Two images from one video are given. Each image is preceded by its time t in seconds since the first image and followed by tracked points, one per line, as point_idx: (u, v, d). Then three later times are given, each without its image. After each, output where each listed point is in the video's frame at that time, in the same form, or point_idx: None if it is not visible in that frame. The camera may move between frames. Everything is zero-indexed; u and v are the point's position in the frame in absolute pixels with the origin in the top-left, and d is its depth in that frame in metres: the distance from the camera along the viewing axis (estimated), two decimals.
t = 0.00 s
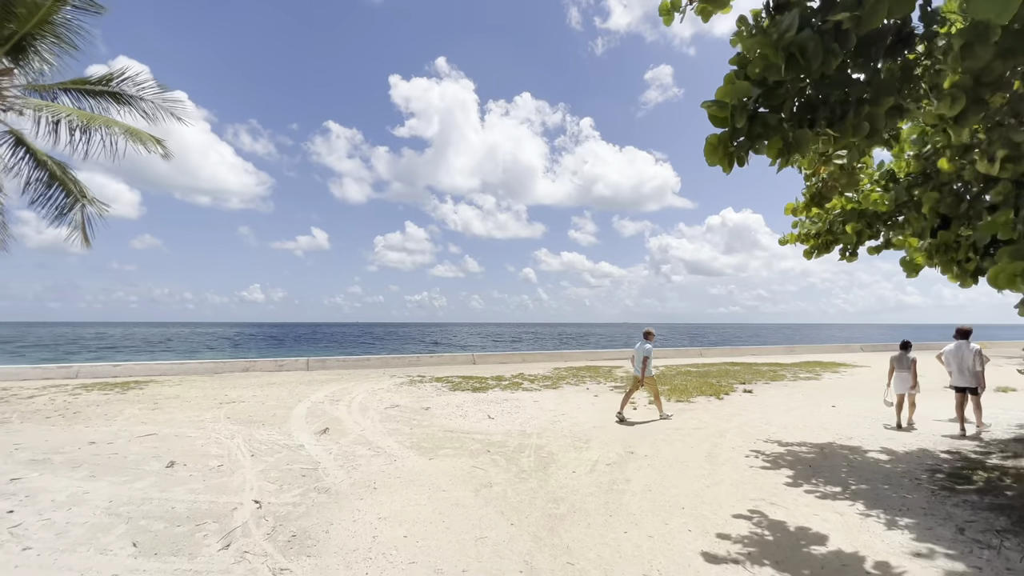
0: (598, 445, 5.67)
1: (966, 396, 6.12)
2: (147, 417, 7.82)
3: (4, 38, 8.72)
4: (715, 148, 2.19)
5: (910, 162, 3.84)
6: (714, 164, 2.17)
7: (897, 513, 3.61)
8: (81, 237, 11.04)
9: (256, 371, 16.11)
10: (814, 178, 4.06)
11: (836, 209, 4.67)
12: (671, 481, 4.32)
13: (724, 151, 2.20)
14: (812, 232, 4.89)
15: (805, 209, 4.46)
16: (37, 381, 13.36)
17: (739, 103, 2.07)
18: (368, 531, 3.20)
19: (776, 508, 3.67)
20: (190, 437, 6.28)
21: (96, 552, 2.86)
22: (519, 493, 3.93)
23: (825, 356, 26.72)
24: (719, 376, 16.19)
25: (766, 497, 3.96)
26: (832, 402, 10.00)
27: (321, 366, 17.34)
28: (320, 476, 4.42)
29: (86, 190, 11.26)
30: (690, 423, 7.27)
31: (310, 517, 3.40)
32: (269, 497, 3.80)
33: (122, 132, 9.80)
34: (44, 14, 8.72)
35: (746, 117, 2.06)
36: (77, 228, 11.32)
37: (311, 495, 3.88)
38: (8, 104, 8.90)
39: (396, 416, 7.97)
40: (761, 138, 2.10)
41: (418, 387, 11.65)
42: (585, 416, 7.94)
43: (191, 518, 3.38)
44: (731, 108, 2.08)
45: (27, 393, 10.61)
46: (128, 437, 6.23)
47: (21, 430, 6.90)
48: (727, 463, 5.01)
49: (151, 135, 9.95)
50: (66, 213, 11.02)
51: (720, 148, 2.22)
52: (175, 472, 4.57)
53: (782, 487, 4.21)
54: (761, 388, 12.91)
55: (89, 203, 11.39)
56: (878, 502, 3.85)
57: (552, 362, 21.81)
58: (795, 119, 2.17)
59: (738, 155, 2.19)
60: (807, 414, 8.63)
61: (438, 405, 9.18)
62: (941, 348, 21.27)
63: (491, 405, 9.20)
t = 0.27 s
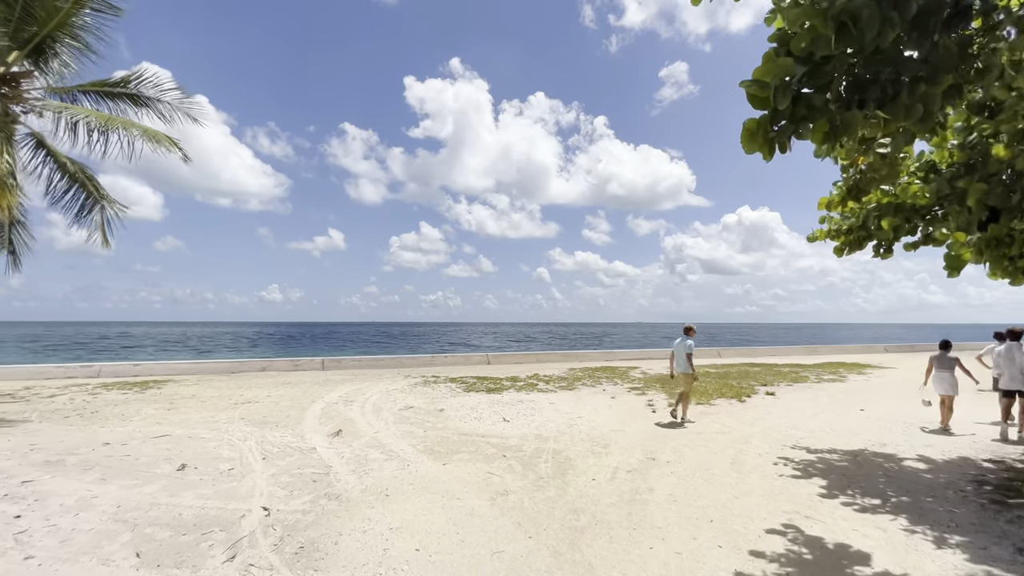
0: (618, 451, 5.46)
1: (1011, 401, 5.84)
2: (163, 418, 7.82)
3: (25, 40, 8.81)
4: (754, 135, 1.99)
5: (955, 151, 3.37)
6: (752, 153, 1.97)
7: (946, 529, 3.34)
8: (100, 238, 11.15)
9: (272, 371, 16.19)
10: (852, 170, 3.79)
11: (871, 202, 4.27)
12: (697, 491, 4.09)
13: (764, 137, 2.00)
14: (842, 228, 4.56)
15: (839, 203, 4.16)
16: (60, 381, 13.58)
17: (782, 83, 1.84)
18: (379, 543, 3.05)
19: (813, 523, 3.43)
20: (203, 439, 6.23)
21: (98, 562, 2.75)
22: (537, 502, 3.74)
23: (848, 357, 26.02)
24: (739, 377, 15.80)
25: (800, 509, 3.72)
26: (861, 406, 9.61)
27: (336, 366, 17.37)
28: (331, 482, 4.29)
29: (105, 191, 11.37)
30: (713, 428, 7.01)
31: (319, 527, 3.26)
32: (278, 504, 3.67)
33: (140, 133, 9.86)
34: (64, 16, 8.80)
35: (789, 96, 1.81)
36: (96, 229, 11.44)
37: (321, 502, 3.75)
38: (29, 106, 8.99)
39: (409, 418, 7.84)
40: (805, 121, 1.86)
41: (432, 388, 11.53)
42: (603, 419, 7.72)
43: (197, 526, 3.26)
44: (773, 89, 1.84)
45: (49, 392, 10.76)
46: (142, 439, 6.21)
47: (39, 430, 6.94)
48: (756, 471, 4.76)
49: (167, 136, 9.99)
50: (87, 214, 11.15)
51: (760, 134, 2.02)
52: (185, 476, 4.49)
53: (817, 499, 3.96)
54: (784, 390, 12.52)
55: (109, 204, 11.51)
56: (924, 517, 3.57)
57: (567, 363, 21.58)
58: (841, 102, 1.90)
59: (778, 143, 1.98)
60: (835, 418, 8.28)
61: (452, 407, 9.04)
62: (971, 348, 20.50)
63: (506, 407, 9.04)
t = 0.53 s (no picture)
0: (640, 455, 5.23)
1: None
2: (180, 416, 7.83)
3: (47, 42, 8.90)
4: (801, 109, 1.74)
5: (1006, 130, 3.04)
6: (800, 128, 1.72)
7: (1006, 546, 3.06)
8: (122, 237, 11.28)
9: (289, 369, 16.27)
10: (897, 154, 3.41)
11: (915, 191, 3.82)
12: (727, 499, 3.85)
13: (814, 109, 1.76)
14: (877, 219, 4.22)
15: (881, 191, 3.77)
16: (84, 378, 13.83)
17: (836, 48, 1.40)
18: (391, 552, 2.89)
19: (857, 536, 3.17)
20: (218, 438, 6.18)
21: (101, 568, 2.65)
22: (557, 509, 3.55)
23: (874, 357, 25.27)
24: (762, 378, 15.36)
25: (841, 521, 3.46)
26: (893, 408, 9.20)
27: (353, 365, 17.41)
28: (343, 484, 4.16)
29: (126, 192, 11.51)
30: (739, 431, 6.72)
31: (330, 534, 3.12)
32: (289, 508, 3.55)
33: (159, 132, 9.93)
34: (85, 17, 8.88)
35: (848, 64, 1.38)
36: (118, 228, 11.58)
37: (333, 506, 3.61)
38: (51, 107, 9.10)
39: (425, 418, 7.72)
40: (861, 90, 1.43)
41: (448, 388, 11.41)
42: (623, 421, 7.49)
43: (205, 531, 3.15)
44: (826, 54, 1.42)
45: (72, 390, 10.92)
46: (157, 438, 6.18)
47: (59, 428, 6.98)
48: (788, 478, 4.50)
49: (185, 135, 10.03)
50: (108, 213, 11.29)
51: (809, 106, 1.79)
52: (197, 477, 4.40)
53: (858, 509, 3.68)
54: (810, 391, 12.10)
55: (130, 203, 11.64)
56: (979, 531, 3.29)
57: (584, 363, 21.32)
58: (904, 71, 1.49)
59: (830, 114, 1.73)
60: (867, 421, 7.91)
61: (468, 407, 8.90)
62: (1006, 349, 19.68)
63: (523, 407, 8.86)
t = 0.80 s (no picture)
0: (665, 463, 4.99)
1: None
2: (200, 417, 7.86)
3: (72, 46, 9.03)
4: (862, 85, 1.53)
5: None
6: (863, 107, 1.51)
7: None
8: (145, 239, 11.44)
9: (309, 369, 16.36)
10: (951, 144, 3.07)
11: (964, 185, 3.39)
12: (763, 514, 3.59)
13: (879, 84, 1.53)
14: (921, 212, 3.83)
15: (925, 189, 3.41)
16: (111, 378, 14.11)
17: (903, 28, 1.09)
18: (405, 568, 2.73)
19: (910, 559, 2.90)
20: (235, 440, 6.15)
21: None
22: (581, 523, 3.34)
23: (905, 358, 24.40)
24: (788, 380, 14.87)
25: (892, 540, 3.18)
26: (933, 413, 8.73)
27: (371, 365, 17.44)
28: (358, 491, 4.02)
29: (149, 193, 11.67)
30: (769, 437, 6.42)
31: (342, 547, 2.97)
32: (301, 517, 3.42)
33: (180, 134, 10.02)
34: (108, 21, 8.98)
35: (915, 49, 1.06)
36: (142, 230, 11.74)
37: (346, 516, 3.47)
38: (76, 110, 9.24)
39: (442, 420, 7.57)
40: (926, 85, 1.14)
41: (466, 389, 11.28)
42: (645, 425, 7.24)
43: (214, 541, 3.03)
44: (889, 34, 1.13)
45: (98, 389, 11.10)
46: (176, 439, 6.16)
47: (82, 428, 7.04)
48: (827, 490, 4.21)
49: (205, 136, 10.09)
50: (132, 215, 11.45)
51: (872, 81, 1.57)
52: (211, 481, 4.32)
53: (908, 528, 3.40)
54: (841, 394, 11.63)
55: (153, 205, 11.80)
56: None
57: (604, 364, 21.01)
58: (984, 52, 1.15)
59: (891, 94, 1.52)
60: (905, 427, 7.51)
61: (487, 408, 8.74)
62: None
63: (542, 410, 8.67)
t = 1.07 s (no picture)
0: (695, 471, 4.76)
1: None
2: (221, 416, 7.89)
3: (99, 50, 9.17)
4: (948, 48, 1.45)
5: None
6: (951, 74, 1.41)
7: None
8: (171, 240, 11.61)
9: (329, 369, 16.46)
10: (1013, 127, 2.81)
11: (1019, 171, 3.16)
12: (807, 530, 3.34)
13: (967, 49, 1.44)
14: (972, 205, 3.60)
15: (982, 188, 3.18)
16: (140, 376, 14.42)
17: None
18: None
19: None
20: (254, 441, 6.12)
21: None
22: (609, 538, 3.15)
23: (941, 360, 23.39)
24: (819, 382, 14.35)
25: (952, 563, 2.91)
26: (979, 419, 8.25)
27: (391, 365, 17.46)
28: (376, 498, 3.89)
29: (174, 195, 11.85)
30: (803, 444, 6.11)
31: (360, 560, 2.84)
32: (318, 525, 3.31)
33: (204, 136, 10.12)
34: (134, 24, 9.10)
35: None
36: (167, 231, 11.93)
37: (364, 525, 3.34)
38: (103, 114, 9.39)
39: (461, 423, 7.44)
40: None
41: (485, 389, 11.15)
42: (671, 430, 7.00)
43: (229, 550, 2.93)
44: None
45: (126, 388, 11.31)
46: (196, 440, 6.16)
47: (107, 427, 7.11)
48: (874, 503, 3.93)
49: (228, 137, 10.17)
50: (158, 217, 11.64)
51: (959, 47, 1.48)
52: (229, 485, 4.26)
53: (968, 548, 3.12)
54: (877, 398, 11.13)
55: (178, 206, 11.97)
56: None
57: (625, 364, 20.66)
58: None
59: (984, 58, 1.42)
60: (951, 434, 7.09)
61: (507, 410, 8.59)
62: None
63: (563, 412, 8.47)
